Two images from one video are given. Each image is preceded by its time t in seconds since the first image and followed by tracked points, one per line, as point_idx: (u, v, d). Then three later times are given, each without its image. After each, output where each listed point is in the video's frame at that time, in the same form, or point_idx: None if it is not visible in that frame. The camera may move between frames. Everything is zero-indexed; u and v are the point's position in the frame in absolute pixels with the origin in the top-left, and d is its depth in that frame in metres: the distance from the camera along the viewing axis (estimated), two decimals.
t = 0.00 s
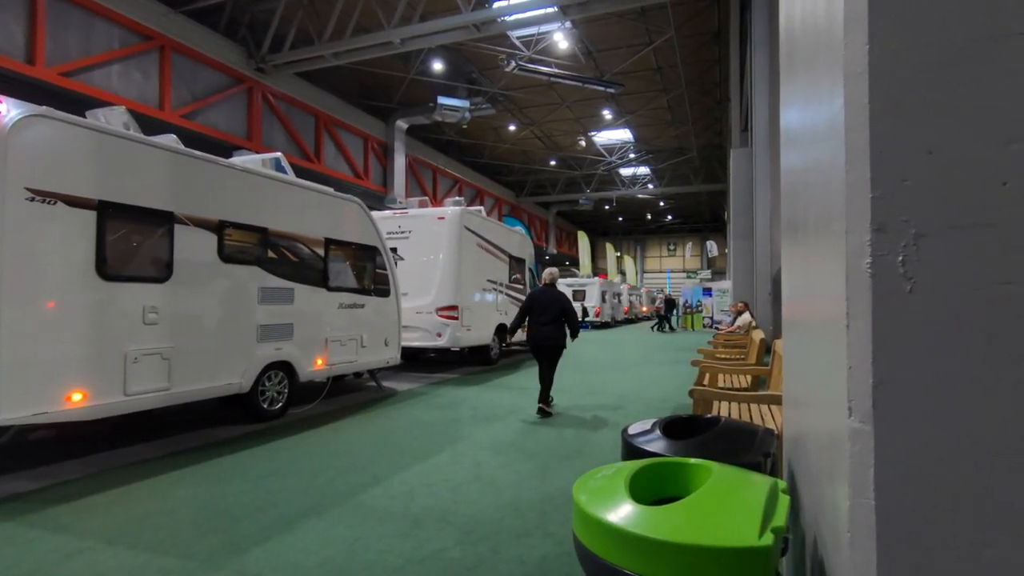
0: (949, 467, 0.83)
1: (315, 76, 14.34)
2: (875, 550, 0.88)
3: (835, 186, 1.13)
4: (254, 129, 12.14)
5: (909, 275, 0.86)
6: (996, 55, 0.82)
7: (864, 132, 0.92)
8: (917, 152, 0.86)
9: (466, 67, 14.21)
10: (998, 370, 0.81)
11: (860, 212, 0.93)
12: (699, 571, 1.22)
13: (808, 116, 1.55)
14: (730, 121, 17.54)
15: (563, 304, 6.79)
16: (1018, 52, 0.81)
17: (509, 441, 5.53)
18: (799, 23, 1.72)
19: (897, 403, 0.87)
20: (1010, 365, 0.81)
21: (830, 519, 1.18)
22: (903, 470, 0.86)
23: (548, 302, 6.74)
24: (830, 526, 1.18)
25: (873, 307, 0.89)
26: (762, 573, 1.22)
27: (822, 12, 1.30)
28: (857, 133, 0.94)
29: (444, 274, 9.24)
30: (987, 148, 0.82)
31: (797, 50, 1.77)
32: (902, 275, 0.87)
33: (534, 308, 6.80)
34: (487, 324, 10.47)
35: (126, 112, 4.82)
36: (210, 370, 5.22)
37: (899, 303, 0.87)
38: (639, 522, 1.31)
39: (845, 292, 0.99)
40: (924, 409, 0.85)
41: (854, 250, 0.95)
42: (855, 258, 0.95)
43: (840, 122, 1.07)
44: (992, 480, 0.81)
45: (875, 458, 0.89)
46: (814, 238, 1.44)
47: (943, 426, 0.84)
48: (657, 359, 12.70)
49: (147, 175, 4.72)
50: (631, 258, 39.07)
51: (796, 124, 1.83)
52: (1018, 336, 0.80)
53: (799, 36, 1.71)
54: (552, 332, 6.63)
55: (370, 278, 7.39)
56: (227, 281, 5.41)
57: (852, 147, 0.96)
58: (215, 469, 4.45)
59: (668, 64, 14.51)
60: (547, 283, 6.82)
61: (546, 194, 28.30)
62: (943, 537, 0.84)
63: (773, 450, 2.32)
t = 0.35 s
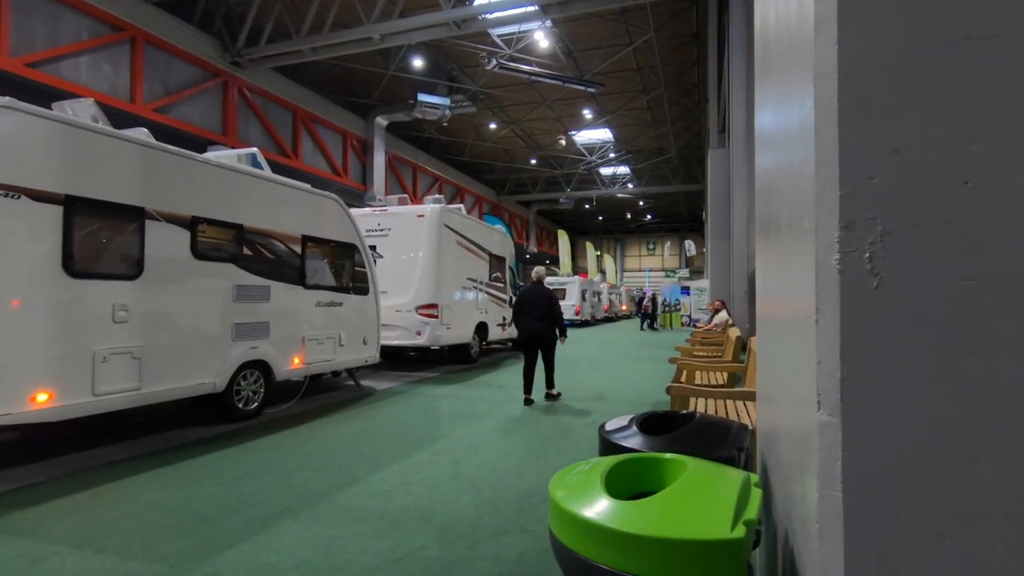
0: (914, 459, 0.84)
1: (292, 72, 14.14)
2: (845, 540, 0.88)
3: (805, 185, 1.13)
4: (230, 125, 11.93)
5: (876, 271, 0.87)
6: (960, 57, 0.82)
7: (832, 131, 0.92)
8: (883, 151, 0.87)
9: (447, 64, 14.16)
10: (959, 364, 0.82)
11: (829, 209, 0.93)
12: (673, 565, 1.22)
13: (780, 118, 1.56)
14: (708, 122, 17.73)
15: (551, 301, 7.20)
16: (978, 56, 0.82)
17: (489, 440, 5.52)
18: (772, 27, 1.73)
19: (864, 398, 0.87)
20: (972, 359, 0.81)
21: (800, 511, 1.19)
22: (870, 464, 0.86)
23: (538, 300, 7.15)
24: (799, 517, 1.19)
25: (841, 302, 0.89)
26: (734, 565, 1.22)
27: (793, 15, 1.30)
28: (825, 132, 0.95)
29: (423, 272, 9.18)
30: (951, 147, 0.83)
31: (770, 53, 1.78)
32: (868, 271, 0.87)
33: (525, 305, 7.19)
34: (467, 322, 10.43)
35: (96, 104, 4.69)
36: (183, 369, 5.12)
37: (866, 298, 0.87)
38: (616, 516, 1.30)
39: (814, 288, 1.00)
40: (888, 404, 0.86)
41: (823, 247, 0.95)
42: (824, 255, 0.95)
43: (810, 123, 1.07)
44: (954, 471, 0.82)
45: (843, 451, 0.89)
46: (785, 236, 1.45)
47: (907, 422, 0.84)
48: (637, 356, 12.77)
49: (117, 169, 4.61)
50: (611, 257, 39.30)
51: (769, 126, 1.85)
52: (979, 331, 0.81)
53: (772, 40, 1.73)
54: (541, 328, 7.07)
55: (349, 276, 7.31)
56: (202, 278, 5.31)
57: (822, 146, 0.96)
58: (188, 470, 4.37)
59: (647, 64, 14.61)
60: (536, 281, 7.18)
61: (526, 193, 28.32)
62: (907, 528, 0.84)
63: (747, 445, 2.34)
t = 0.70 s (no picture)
0: (885, 453, 0.84)
1: (272, 63, 13.92)
2: (819, 533, 0.88)
3: (783, 182, 1.12)
4: (207, 116, 11.72)
5: (851, 266, 0.86)
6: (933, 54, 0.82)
7: (810, 127, 0.92)
8: (858, 147, 0.86)
9: (430, 58, 14.07)
10: (931, 359, 0.82)
11: (806, 205, 0.93)
12: (652, 557, 1.21)
13: (759, 116, 1.56)
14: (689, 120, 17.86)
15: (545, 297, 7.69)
16: (952, 53, 0.81)
17: (471, 435, 5.50)
18: (752, 26, 1.73)
19: (838, 393, 0.87)
20: (944, 353, 0.81)
21: (776, 502, 1.19)
22: (844, 458, 0.86)
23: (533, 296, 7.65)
24: (775, 509, 1.19)
25: (816, 296, 0.89)
26: (712, 559, 1.22)
27: (772, 13, 1.30)
28: (803, 127, 0.94)
29: (405, 268, 9.11)
30: (924, 144, 0.83)
31: (749, 53, 1.79)
32: (843, 267, 0.87)
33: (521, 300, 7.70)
34: (450, 318, 10.39)
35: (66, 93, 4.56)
36: (159, 365, 5.02)
37: (841, 293, 0.86)
38: (595, 509, 1.29)
39: (790, 283, 0.99)
40: (862, 399, 0.85)
41: (800, 242, 0.95)
42: (800, 250, 0.94)
43: (788, 121, 1.06)
44: (927, 464, 0.82)
45: (817, 444, 0.88)
46: (764, 231, 1.45)
47: (880, 417, 0.84)
48: (619, 353, 12.83)
49: (89, 159, 4.49)
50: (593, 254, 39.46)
51: (749, 125, 1.85)
52: (951, 325, 0.81)
53: (751, 40, 1.73)
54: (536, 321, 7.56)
55: (329, 271, 7.23)
56: (178, 272, 5.20)
57: (800, 141, 0.95)
58: (164, 468, 4.28)
59: (630, 62, 14.66)
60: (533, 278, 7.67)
61: (510, 189, 28.29)
62: (879, 520, 0.84)
63: (725, 439, 2.36)
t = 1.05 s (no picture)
0: (866, 447, 0.84)
1: (258, 59, 13.77)
2: (802, 526, 0.89)
3: (767, 181, 1.13)
4: (191, 112, 11.58)
5: (833, 263, 0.87)
6: (913, 54, 0.83)
7: (793, 126, 0.92)
8: (840, 144, 0.86)
9: (417, 54, 14.01)
10: (910, 354, 0.83)
11: (790, 201, 0.93)
12: (638, 552, 1.21)
13: (743, 114, 1.56)
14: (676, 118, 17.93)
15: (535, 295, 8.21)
16: (931, 53, 0.82)
17: (459, 432, 5.50)
18: (737, 24, 1.74)
19: (819, 388, 0.87)
20: (922, 350, 0.82)
21: (760, 496, 1.19)
22: (826, 452, 0.87)
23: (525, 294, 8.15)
24: (760, 503, 1.20)
25: (800, 292, 0.89)
26: (696, 553, 1.23)
27: (757, 11, 1.30)
28: (786, 127, 0.94)
29: (393, 265, 9.07)
30: (904, 142, 0.83)
31: (735, 50, 1.79)
32: (826, 263, 0.87)
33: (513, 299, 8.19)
34: (438, 316, 10.35)
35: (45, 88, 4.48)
36: (142, 364, 4.95)
37: (824, 289, 0.87)
38: (582, 505, 1.29)
39: (774, 279, 0.99)
40: (843, 394, 0.86)
41: (784, 238, 0.95)
42: (784, 247, 0.95)
43: (771, 120, 1.07)
44: (908, 457, 0.83)
45: (801, 439, 0.89)
46: (749, 228, 1.46)
47: (862, 411, 0.85)
48: (607, 349, 12.85)
49: (69, 154, 4.41)
50: (581, 250, 39.57)
51: (733, 123, 1.86)
52: (930, 320, 0.82)
53: (736, 37, 1.72)
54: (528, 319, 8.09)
55: (316, 268, 7.18)
56: (161, 270, 5.14)
57: (783, 140, 0.96)
58: (148, 469, 4.23)
59: (618, 59, 14.66)
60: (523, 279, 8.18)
61: (498, 186, 28.26)
62: (860, 512, 0.85)
63: (711, 433, 2.37)
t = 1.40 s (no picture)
0: (858, 440, 0.85)
1: (246, 54, 13.64)
2: (795, 518, 0.89)
3: (759, 176, 1.12)
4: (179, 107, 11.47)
5: (825, 256, 0.86)
6: (905, 48, 0.82)
7: (785, 119, 0.92)
8: (831, 138, 0.86)
9: (408, 49, 13.94)
10: (900, 346, 0.83)
11: (782, 195, 0.93)
12: (633, 545, 1.21)
13: (735, 110, 1.56)
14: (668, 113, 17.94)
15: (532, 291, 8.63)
16: (918, 50, 0.82)
17: (452, 428, 5.49)
18: (729, 21, 1.73)
19: (811, 380, 0.87)
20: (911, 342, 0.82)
21: (753, 490, 1.19)
22: (818, 444, 0.87)
23: (522, 290, 8.58)
24: (753, 496, 1.20)
25: (792, 286, 0.89)
26: (690, 546, 1.23)
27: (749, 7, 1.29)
28: (779, 119, 0.94)
29: (385, 261, 9.03)
30: (894, 137, 0.83)
31: (727, 46, 1.79)
32: (818, 256, 0.87)
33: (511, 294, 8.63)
34: (431, 312, 10.33)
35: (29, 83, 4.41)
36: (131, 362, 4.91)
37: (816, 282, 0.87)
38: (576, 499, 1.29)
39: (767, 272, 0.99)
40: (834, 386, 0.86)
41: (776, 231, 0.95)
42: (775, 241, 0.94)
43: (763, 115, 1.06)
44: (899, 448, 0.83)
45: (792, 432, 0.89)
46: (740, 221, 1.46)
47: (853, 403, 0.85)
48: (599, 344, 12.89)
49: (56, 150, 4.36)
50: (574, 246, 39.61)
51: (725, 120, 1.86)
52: (918, 313, 0.82)
53: (728, 34, 1.72)
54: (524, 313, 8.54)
55: (307, 265, 7.15)
56: (150, 267, 5.09)
57: (774, 133, 0.95)
58: (139, 467, 4.20)
59: (610, 54, 14.64)
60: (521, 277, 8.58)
61: (490, 182, 28.21)
62: (850, 504, 0.85)
63: (703, 427, 2.38)
